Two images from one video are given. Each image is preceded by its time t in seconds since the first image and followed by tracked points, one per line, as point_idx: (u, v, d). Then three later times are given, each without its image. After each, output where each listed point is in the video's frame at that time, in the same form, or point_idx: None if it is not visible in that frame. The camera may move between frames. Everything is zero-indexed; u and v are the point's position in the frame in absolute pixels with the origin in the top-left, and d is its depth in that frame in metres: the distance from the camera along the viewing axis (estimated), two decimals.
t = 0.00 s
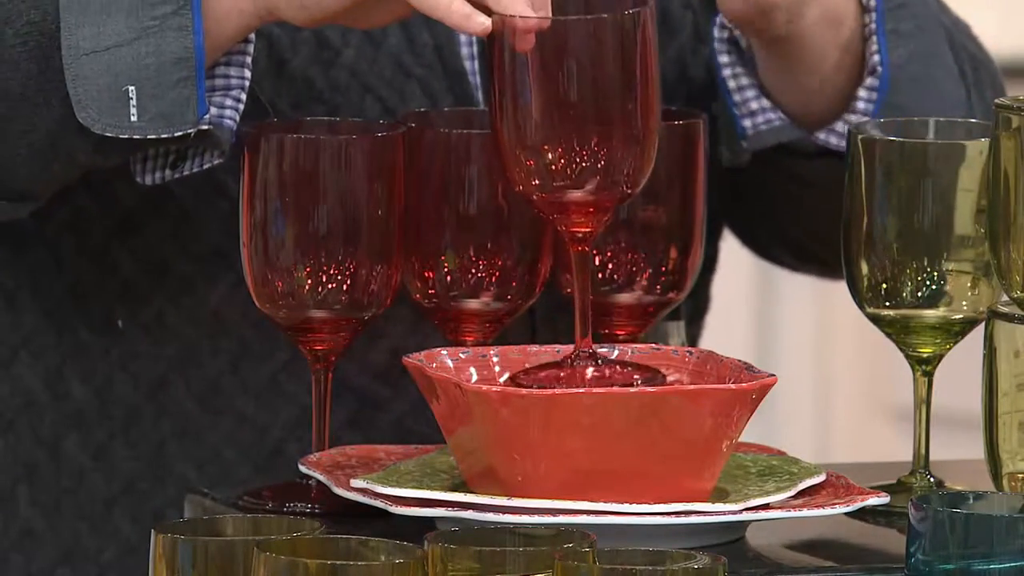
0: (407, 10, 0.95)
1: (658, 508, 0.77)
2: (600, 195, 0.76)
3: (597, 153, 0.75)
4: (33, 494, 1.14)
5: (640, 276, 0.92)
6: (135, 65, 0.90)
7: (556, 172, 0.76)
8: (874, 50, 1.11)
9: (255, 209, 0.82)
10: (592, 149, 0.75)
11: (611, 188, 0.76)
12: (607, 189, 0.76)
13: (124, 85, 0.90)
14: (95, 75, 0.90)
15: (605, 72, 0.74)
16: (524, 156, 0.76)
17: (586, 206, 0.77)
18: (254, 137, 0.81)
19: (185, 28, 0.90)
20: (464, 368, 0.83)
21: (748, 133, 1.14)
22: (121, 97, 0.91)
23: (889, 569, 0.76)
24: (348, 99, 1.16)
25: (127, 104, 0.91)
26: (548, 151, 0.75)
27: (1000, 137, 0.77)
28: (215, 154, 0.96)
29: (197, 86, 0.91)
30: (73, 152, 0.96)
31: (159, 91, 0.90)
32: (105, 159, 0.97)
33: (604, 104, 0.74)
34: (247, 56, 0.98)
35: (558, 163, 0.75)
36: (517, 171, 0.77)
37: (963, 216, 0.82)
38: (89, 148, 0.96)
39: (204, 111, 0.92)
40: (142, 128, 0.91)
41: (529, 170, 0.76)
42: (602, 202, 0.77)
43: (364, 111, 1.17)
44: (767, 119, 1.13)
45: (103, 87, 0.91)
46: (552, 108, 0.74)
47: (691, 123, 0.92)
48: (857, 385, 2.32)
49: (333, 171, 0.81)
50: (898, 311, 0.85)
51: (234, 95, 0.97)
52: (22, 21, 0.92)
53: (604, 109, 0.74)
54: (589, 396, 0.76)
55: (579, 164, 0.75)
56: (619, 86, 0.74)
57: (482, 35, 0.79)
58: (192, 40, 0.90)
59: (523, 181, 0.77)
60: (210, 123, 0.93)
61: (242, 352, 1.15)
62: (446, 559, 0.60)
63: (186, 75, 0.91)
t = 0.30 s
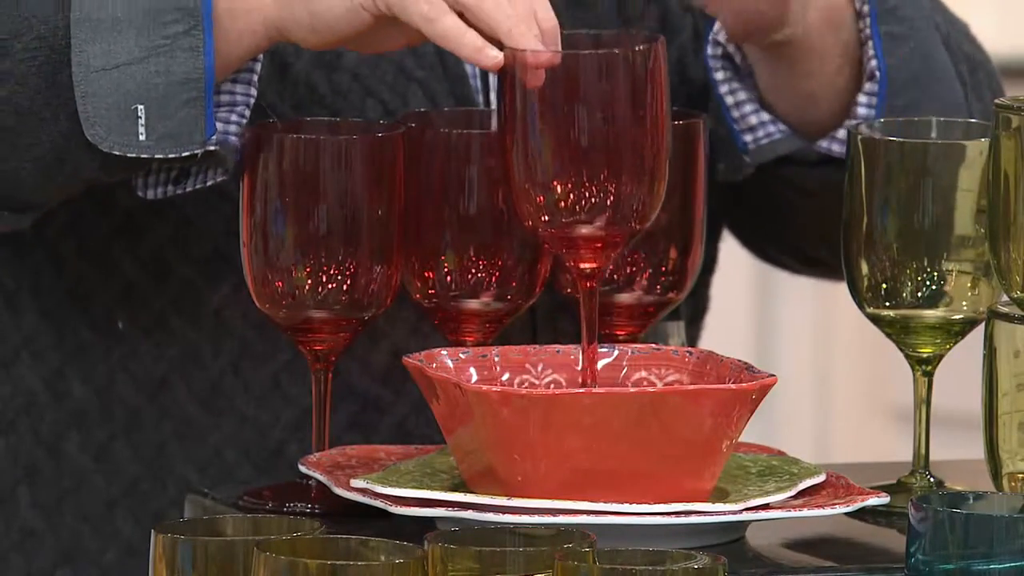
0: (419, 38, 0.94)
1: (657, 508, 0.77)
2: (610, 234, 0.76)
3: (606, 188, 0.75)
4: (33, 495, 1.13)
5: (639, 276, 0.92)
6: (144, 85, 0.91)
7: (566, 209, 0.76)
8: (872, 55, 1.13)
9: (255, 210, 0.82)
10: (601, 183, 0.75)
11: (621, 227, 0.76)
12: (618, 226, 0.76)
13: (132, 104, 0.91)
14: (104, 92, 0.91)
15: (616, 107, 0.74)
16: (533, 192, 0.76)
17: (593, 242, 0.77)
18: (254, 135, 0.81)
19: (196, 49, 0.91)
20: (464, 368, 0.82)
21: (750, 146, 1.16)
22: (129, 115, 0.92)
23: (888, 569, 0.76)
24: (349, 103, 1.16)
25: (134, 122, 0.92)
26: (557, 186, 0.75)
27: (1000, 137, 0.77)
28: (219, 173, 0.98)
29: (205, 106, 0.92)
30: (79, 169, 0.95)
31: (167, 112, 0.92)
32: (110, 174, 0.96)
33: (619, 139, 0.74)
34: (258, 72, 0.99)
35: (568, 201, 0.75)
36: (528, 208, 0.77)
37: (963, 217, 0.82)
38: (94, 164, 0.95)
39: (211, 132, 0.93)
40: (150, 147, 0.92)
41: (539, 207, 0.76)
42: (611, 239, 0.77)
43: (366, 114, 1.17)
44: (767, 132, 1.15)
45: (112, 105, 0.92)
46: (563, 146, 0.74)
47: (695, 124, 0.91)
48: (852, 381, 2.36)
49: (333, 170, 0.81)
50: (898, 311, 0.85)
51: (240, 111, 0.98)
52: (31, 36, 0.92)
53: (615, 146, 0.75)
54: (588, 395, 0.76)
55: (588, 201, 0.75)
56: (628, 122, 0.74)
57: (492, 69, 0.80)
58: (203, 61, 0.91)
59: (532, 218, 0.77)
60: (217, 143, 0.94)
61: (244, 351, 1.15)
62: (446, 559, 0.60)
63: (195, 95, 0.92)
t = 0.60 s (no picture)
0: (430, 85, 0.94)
1: (658, 510, 0.77)
2: (610, 301, 0.78)
3: (608, 253, 0.76)
4: (32, 498, 1.13)
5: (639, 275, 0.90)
6: (153, 113, 0.90)
7: (567, 277, 0.77)
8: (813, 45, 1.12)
9: (255, 212, 0.82)
10: (603, 250, 0.76)
11: (622, 294, 0.78)
12: (620, 291, 0.77)
13: (139, 129, 0.91)
14: (112, 116, 0.90)
15: (621, 182, 0.76)
16: (535, 259, 0.77)
17: (592, 308, 0.78)
18: (254, 135, 0.81)
19: (205, 79, 0.90)
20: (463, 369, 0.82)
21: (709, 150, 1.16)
22: (135, 140, 0.91)
23: (888, 571, 0.76)
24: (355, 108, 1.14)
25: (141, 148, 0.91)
26: (557, 252, 0.76)
27: (1000, 139, 0.77)
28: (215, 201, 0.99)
29: (212, 135, 0.91)
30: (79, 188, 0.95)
31: (175, 140, 0.91)
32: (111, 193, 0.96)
33: (622, 209, 0.76)
34: (262, 101, 0.98)
35: (568, 270, 0.77)
36: (526, 272, 0.78)
37: (964, 220, 0.82)
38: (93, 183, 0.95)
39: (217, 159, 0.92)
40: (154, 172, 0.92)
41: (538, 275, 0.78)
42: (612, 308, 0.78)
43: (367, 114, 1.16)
44: (722, 132, 1.15)
45: (118, 129, 0.91)
46: (566, 217, 0.76)
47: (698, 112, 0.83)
48: (854, 384, 2.24)
49: (332, 171, 0.81)
50: (899, 312, 0.84)
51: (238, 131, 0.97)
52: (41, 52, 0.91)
53: (618, 218, 0.76)
54: (589, 397, 0.76)
55: (589, 268, 0.77)
56: (631, 192, 0.76)
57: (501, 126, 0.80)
58: (211, 91, 0.90)
59: (530, 285, 0.78)
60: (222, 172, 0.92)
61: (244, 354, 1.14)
62: (445, 560, 0.60)
63: (202, 124, 0.91)
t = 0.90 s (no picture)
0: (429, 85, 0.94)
1: (656, 512, 0.77)
2: (613, 306, 0.79)
3: (611, 260, 0.78)
4: (27, 502, 1.14)
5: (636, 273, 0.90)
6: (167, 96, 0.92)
7: (570, 284, 0.78)
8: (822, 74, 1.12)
9: (252, 212, 0.81)
10: (606, 257, 0.78)
11: (626, 299, 0.79)
12: (624, 298, 0.79)
13: (151, 107, 0.92)
14: (124, 94, 0.91)
15: (621, 186, 0.77)
16: (540, 267, 0.79)
17: (595, 316, 0.79)
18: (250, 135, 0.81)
19: (216, 54, 0.91)
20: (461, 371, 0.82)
21: (716, 175, 1.18)
22: (147, 118, 0.92)
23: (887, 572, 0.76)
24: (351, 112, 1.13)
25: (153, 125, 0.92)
26: (561, 261, 0.78)
27: (999, 140, 0.77)
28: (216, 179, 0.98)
29: (223, 111, 0.92)
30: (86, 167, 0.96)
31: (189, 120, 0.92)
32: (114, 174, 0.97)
33: (626, 214, 0.78)
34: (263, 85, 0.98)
35: (570, 278, 0.78)
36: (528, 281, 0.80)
37: (963, 221, 0.82)
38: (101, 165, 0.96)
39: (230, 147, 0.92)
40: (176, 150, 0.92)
41: (541, 280, 0.79)
42: (615, 313, 0.80)
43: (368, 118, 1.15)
44: (732, 161, 1.17)
45: (130, 108, 0.92)
46: (568, 222, 0.77)
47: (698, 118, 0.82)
48: (851, 381, 2.20)
49: (330, 172, 0.81)
50: (898, 314, 0.84)
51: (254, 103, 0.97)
52: (49, 32, 0.92)
53: (619, 222, 0.77)
54: (588, 399, 0.76)
55: (592, 275, 0.78)
56: (631, 196, 0.77)
57: (503, 132, 0.81)
58: (222, 67, 0.91)
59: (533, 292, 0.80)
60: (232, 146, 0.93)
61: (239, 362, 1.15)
62: (443, 563, 0.60)
63: (212, 100, 0.92)
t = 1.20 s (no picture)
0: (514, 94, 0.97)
1: (642, 514, 0.77)
2: (599, 304, 0.79)
3: (597, 260, 0.78)
4: (54, 493, 1.17)
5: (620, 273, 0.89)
6: None
7: (553, 282, 0.78)
8: None
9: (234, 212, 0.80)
10: (590, 258, 0.77)
11: (613, 297, 0.79)
12: (611, 297, 0.79)
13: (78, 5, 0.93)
14: None
15: (606, 183, 0.76)
16: (525, 263, 0.78)
17: (581, 315, 0.79)
18: (233, 138, 0.80)
19: None
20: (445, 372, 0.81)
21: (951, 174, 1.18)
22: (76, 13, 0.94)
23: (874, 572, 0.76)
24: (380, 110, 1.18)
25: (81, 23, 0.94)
26: (545, 259, 0.78)
27: (987, 140, 0.76)
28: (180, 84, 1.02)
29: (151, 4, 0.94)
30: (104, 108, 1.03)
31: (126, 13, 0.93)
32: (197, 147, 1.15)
33: (612, 213, 0.77)
34: None
35: (556, 277, 0.78)
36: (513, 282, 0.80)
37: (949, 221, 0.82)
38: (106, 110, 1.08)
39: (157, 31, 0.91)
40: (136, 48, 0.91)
41: (526, 275, 0.79)
42: (600, 311, 0.79)
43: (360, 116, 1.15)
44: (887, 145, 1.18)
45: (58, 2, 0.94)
46: (552, 222, 0.77)
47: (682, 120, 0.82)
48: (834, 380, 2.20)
49: (313, 172, 0.80)
50: (884, 314, 0.84)
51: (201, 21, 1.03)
52: None
53: (605, 221, 0.77)
54: (573, 399, 0.76)
55: (577, 274, 0.78)
56: (617, 193, 0.77)
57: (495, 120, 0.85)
58: None
59: (518, 292, 0.79)
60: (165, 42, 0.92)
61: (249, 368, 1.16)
62: (428, 563, 0.59)
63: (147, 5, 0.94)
